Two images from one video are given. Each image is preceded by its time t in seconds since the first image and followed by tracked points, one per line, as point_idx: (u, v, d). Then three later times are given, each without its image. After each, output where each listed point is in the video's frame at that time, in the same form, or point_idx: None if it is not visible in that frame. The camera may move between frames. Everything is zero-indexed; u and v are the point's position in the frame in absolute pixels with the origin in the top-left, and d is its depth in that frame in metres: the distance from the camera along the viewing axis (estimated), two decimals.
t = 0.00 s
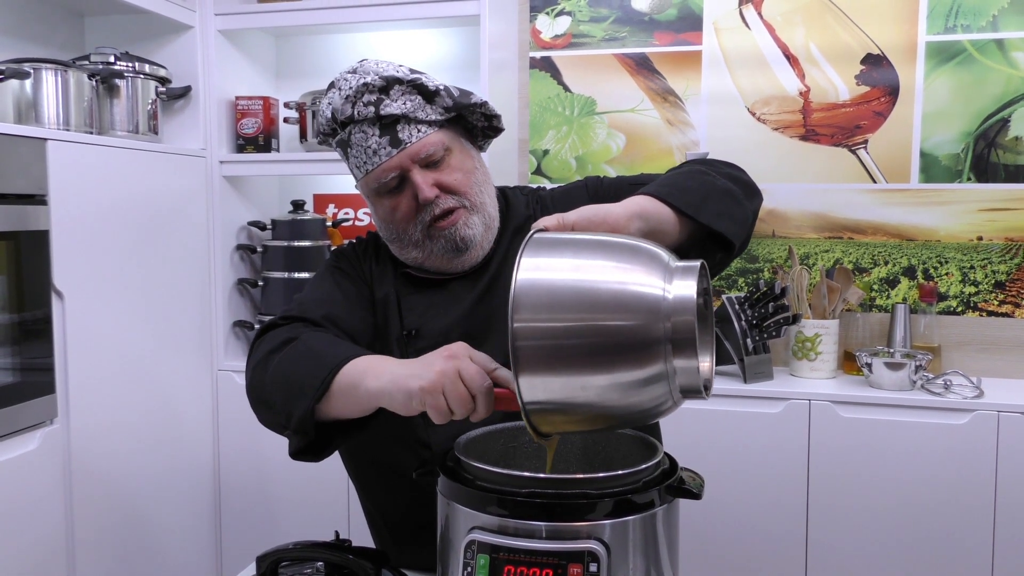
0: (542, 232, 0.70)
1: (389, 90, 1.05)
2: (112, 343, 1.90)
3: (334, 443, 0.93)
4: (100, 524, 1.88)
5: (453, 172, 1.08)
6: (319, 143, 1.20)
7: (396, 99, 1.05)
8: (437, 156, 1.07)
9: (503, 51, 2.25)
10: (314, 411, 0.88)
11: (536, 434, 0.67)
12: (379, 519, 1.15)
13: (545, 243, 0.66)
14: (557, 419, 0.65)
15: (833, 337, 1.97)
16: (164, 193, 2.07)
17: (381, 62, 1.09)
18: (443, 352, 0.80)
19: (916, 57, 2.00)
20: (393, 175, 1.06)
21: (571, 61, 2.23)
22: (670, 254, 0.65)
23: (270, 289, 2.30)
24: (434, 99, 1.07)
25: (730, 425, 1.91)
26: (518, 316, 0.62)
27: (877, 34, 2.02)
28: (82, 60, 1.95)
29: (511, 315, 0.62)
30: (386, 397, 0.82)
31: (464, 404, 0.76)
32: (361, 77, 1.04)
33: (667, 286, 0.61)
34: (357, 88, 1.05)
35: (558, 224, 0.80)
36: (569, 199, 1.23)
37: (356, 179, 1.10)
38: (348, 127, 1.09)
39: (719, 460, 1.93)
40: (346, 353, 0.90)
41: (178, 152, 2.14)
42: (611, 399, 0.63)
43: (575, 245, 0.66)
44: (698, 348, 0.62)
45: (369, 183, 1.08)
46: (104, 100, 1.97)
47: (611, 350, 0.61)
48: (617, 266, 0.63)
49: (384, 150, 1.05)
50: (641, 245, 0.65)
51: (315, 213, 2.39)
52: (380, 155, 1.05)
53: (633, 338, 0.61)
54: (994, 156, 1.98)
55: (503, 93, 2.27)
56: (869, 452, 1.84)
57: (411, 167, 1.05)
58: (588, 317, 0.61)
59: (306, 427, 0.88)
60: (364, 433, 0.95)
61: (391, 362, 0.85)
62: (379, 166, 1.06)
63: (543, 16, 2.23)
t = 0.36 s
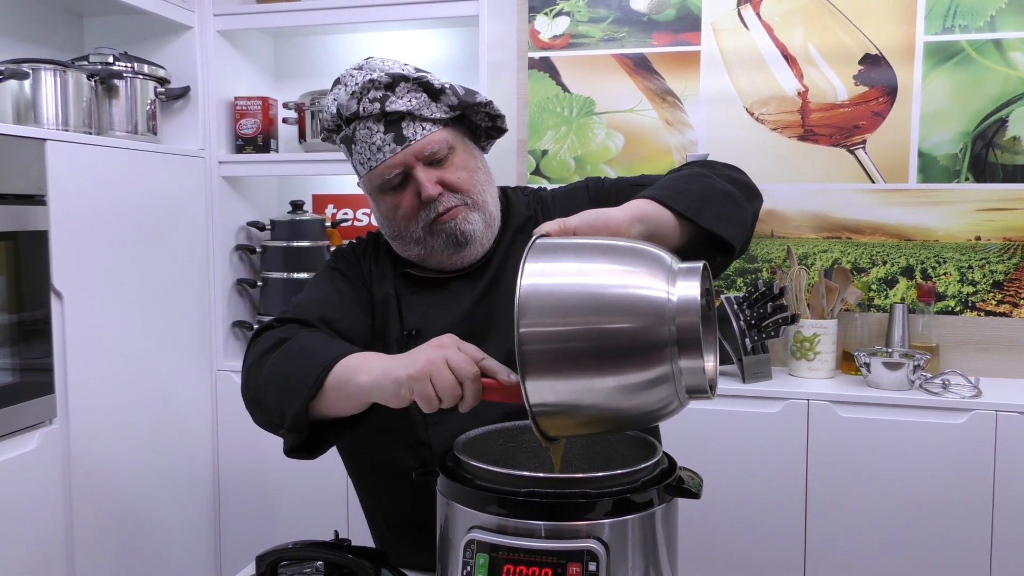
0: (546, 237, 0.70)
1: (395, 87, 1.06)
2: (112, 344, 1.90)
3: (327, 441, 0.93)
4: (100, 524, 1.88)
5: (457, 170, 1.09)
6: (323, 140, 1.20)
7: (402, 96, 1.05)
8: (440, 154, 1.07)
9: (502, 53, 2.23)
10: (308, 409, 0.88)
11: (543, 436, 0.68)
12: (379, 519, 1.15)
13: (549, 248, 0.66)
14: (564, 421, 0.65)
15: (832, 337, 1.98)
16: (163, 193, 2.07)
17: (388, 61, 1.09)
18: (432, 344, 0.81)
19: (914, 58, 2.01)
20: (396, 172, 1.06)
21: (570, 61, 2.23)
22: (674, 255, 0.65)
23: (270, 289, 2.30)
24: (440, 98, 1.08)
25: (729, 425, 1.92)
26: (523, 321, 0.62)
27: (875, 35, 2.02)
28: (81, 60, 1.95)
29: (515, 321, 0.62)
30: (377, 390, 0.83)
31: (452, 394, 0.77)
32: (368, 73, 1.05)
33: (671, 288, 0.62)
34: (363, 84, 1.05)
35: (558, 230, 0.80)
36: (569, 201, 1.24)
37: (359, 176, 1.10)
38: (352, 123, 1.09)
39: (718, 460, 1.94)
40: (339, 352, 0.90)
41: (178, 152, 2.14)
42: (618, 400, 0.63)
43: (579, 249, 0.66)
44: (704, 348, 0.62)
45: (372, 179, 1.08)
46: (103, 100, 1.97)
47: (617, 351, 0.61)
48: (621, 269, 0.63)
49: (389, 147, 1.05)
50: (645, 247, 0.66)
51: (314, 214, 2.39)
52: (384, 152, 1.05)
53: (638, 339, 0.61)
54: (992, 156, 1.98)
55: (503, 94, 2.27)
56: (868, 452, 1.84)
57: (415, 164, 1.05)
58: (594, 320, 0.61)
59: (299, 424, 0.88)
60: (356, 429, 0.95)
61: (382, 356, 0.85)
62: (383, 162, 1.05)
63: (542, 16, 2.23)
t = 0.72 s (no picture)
0: (546, 229, 0.70)
1: (398, 89, 1.06)
2: (112, 345, 1.90)
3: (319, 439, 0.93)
4: (100, 525, 1.88)
5: (459, 173, 1.09)
6: (326, 140, 1.20)
7: (405, 98, 1.05)
8: (443, 156, 1.07)
9: (502, 53, 2.25)
10: (296, 409, 0.88)
11: (548, 430, 0.67)
12: (378, 519, 1.15)
13: (550, 239, 0.67)
14: (568, 414, 0.65)
15: (831, 339, 1.98)
16: (164, 194, 2.07)
17: (391, 63, 1.09)
18: (405, 334, 0.80)
19: (914, 60, 2.01)
20: (399, 174, 1.06)
21: (570, 63, 2.23)
22: (676, 245, 0.66)
23: (270, 290, 2.31)
24: (443, 100, 1.08)
25: (729, 426, 1.92)
26: (527, 313, 0.62)
27: (874, 37, 2.02)
28: (82, 62, 1.95)
29: (519, 313, 0.62)
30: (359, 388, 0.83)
31: (422, 381, 0.75)
32: (371, 76, 1.05)
33: (674, 278, 0.62)
34: (367, 86, 1.05)
35: (561, 224, 0.80)
36: (571, 202, 1.24)
37: (362, 177, 1.11)
38: (356, 124, 1.09)
39: (718, 461, 1.94)
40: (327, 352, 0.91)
41: (178, 154, 2.14)
42: (623, 390, 0.63)
43: (580, 241, 0.66)
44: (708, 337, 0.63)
45: (375, 181, 1.08)
46: (104, 101, 1.97)
47: (623, 342, 0.62)
48: (624, 258, 0.64)
49: (392, 148, 1.05)
50: (646, 237, 0.66)
51: (315, 215, 2.40)
52: (386, 153, 1.05)
53: (642, 329, 0.61)
54: (991, 158, 1.99)
55: (503, 96, 2.27)
56: (868, 453, 1.85)
57: (417, 166, 1.06)
58: (598, 311, 0.62)
59: (288, 424, 0.88)
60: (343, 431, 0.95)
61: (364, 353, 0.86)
62: (385, 164, 1.06)
63: (542, 18, 2.23)
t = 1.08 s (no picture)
0: (544, 234, 0.71)
1: (399, 87, 1.06)
2: (111, 346, 1.90)
3: (305, 443, 0.93)
4: (98, 527, 1.88)
5: (459, 172, 1.09)
6: (326, 138, 1.20)
7: (405, 97, 1.06)
8: (443, 156, 1.07)
9: (502, 55, 2.26)
10: (285, 411, 0.88)
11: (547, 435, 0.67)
12: (377, 520, 1.15)
13: (548, 243, 0.67)
14: (565, 419, 0.65)
15: (830, 341, 1.98)
16: (163, 195, 2.07)
17: (392, 62, 1.10)
18: (394, 347, 0.81)
19: (913, 61, 2.01)
20: (398, 172, 1.06)
21: (569, 64, 2.23)
22: (673, 248, 0.66)
23: (269, 292, 2.31)
24: (443, 100, 1.08)
25: (728, 428, 1.92)
26: (525, 318, 0.62)
27: (873, 39, 2.03)
28: (81, 63, 1.94)
29: (517, 317, 0.62)
30: (341, 391, 0.84)
31: (405, 396, 0.76)
32: (372, 74, 1.05)
33: (671, 282, 0.62)
34: (367, 84, 1.05)
35: (558, 228, 0.80)
36: (570, 205, 1.24)
37: (361, 175, 1.11)
38: (355, 122, 1.09)
39: (717, 463, 1.94)
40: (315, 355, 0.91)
41: (177, 155, 2.14)
42: (620, 395, 0.63)
43: (577, 245, 0.66)
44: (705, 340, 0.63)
45: (373, 179, 1.08)
46: (103, 102, 1.97)
47: (621, 347, 0.62)
48: (621, 262, 0.64)
49: (391, 147, 1.05)
50: (643, 241, 0.66)
51: (314, 216, 2.40)
52: (386, 152, 1.05)
53: (639, 333, 0.61)
54: (990, 160, 1.99)
55: (502, 97, 2.28)
56: (867, 455, 1.85)
57: (416, 165, 1.06)
58: (596, 315, 0.62)
59: (277, 426, 0.88)
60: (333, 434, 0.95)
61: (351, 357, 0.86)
62: (384, 162, 1.06)
63: (541, 19, 2.24)
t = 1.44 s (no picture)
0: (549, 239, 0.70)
1: (403, 83, 1.07)
2: (111, 344, 1.90)
3: (296, 441, 0.93)
4: (98, 525, 1.88)
5: (459, 170, 1.09)
6: (329, 134, 1.20)
7: (409, 92, 1.06)
8: (444, 152, 1.07)
9: (503, 55, 2.26)
10: (278, 407, 0.88)
11: (549, 438, 0.67)
12: (376, 519, 1.14)
13: (553, 249, 0.67)
14: (569, 422, 0.65)
15: (831, 341, 1.98)
16: (163, 194, 2.07)
17: (399, 59, 1.11)
18: (392, 345, 0.80)
19: (914, 62, 2.01)
20: (399, 168, 1.06)
21: (570, 64, 2.23)
22: (677, 254, 0.66)
23: (270, 290, 2.30)
24: (447, 96, 1.08)
25: (728, 428, 1.92)
26: (530, 323, 0.62)
27: (875, 38, 2.02)
28: (81, 62, 1.94)
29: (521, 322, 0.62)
30: (337, 388, 0.83)
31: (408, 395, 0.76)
32: (377, 68, 1.06)
33: (676, 288, 0.62)
34: (372, 78, 1.06)
35: (561, 232, 0.80)
36: (569, 206, 1.24)
37: (362, 170, 1.10)
38: (358, 117, 1.09)
39: (717, 463, 1.94)
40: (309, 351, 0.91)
41: (178, 154, 2.14)
42: (625, 399, 0.63)
43: (581, 250, 0.66)
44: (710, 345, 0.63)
45: (374, 174, 1.08)
46: (103, 101, 1.97)
47: (626, 351, 0.62)
48: (626, 268, 0.64)
49: (393, 142, 1.05)
50: (648, 247, 0.66)
51: (314, 216, 2.40)
52: (387, 146, 1.05)
53: (643, 337, 0.61)
54: (992, 160, 1.99)
55: (503, 97, 2.28)
56: (867, 455, 1.85)
57: (418, 161, 1.06)
58: (601, 320, 0.62)
59: (270, 421, 0.88)
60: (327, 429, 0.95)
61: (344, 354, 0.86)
62: (386, 158, 1.06)
63: (542, 19, 2.23)
